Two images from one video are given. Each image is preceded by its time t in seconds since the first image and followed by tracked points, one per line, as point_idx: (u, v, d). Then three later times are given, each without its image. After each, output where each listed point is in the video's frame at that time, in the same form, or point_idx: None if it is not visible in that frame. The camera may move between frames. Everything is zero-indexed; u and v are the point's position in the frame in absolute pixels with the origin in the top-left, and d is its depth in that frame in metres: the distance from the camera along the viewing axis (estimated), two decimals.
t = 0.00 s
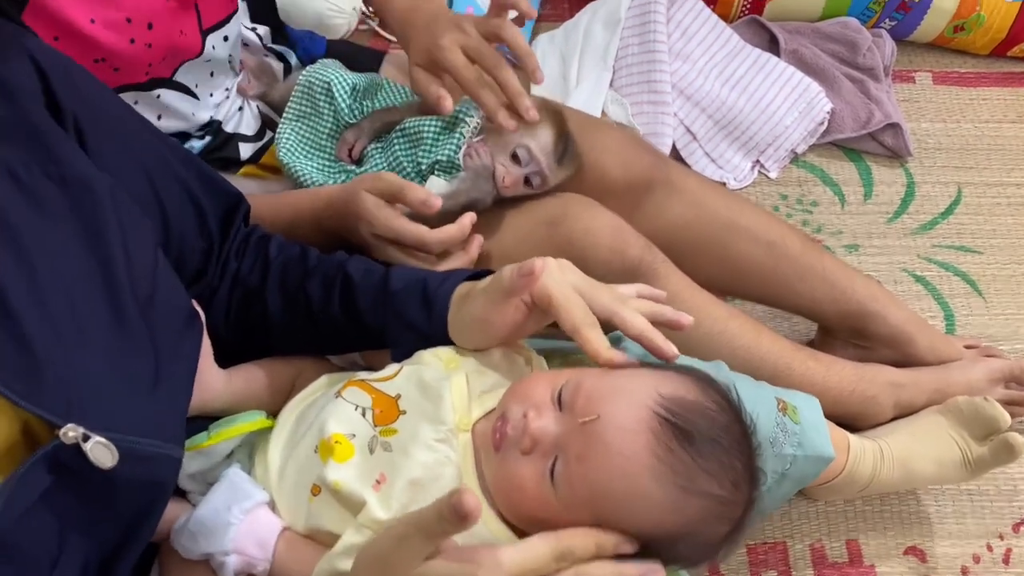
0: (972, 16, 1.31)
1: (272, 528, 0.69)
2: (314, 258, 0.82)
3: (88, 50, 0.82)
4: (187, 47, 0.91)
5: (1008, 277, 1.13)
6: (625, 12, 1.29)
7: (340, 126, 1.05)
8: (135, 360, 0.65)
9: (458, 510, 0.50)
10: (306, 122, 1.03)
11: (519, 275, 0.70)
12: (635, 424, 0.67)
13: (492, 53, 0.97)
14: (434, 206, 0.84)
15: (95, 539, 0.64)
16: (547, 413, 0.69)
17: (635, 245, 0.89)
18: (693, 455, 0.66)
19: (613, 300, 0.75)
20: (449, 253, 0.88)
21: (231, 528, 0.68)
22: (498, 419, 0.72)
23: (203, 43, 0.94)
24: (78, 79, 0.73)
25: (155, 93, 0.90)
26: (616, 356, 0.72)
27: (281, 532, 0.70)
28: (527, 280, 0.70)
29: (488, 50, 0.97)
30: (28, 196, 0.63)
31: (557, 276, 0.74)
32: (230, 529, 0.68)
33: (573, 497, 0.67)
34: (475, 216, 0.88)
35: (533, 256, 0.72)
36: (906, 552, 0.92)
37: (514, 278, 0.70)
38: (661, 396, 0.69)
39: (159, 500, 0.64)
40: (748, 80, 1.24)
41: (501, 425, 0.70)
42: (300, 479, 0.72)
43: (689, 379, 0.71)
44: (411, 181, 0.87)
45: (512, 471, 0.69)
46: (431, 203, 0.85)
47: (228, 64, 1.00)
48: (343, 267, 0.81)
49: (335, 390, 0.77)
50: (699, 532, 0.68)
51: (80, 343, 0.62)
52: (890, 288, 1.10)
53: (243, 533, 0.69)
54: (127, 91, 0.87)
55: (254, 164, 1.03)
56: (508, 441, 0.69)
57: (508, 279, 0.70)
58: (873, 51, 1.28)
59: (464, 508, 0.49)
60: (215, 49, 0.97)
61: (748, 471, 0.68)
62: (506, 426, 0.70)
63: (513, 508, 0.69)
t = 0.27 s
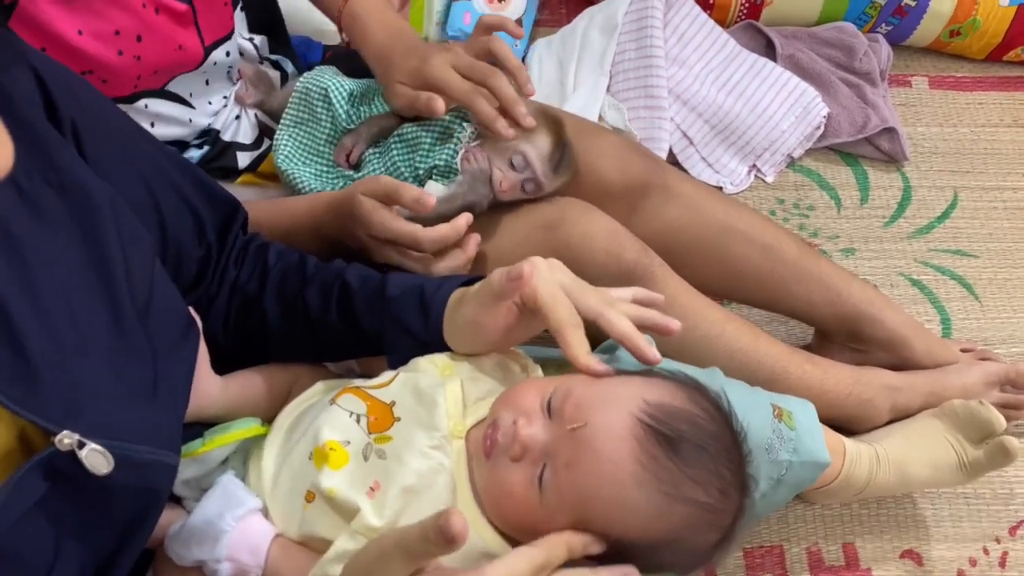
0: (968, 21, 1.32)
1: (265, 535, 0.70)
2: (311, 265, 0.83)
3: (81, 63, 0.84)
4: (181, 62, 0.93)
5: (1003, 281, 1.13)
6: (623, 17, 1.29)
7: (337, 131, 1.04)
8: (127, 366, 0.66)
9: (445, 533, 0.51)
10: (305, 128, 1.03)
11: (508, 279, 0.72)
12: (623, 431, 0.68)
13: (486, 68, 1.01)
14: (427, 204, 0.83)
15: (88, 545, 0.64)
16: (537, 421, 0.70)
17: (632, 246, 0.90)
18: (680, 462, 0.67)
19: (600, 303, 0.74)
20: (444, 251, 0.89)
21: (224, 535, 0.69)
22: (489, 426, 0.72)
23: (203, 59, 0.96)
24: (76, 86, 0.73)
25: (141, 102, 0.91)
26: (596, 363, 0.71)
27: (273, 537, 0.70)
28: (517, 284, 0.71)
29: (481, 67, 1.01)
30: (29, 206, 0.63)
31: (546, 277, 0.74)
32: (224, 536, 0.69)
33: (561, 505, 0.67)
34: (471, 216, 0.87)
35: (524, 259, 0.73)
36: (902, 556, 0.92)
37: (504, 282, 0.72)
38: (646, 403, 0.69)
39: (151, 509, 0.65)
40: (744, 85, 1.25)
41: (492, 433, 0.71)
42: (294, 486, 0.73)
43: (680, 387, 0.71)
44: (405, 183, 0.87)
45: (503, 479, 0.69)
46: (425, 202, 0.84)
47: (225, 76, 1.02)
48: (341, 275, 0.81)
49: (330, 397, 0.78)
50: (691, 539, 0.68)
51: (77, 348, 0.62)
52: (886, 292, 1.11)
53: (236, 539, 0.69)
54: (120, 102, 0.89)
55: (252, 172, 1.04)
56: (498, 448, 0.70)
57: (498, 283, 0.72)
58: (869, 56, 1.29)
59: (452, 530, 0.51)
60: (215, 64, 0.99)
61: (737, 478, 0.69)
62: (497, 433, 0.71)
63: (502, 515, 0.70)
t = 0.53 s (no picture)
0: (968, 19, 1.31)
1: (266, 532, 0.70)
2: (309, 263, 0.83)
3: (78, 59, 0.84)
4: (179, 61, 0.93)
5: (1004, 280, 1.13)
6: (622, 15, 1.29)
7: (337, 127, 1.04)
8: (132, 359, 0.65)
9: (470, 528, 0.52)
10: (305, 126, 1.03)
11: (515, 279, 0.70)
12: (632, 432, 0.67)
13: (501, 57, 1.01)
14: (430, 197, 0.83)
15: (89, 535, 0.64)
16: (542, 420, 0.70)
17: (631, 246, 0.89)
18: (687, 462, 0.67)
19: (608, 307, 0.75)
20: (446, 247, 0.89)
21: (225, 531, 0.68)
22: (493, 425, 0.72)
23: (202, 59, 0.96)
24: (74, 75, 0.73)
25: (140, 100, 0.91)
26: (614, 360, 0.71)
27: (276, 535, 0.70)
28: (524, 283, 0.70)
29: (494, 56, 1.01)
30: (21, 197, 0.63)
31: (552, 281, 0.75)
32: (225, 532, 0.68)
33: (567, 505, 0.67)
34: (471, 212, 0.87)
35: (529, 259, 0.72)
36: (903, 555, 0.92)
37: (511, 282, 0.71)
38: (656, 404, 0.69)
39: (155, 496, 0.64)
40: (745, 83, 1.25)
41: (496, 432, 0.71)
42: (295, 484, 0.73)
43: (685, 386, 0.71)
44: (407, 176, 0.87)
45: (506, 478, 0.69)
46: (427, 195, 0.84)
47: (223, 74, 1.02)
48: (339, 274, 0.81)
49: (330, 396, 0.78)
50: (693, 539, 0.68)
51: (77, 343, 0.62)
52: (887, 291, 1.11)
53: (238, 537, 0.69)
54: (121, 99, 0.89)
55: (251, 171, 1.04)
56: (502, 448, 0.70)
57: (504, 283, 0.71)
58: (869, 54, 1.29)
59: (478, 524, 0.52)
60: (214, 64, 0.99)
61: (743, 479, 0.68)
62: (500, 433, 0.70)
63: (505, 514, 0.69)
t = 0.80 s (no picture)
0: (968, 17, 1.31)
1: (265, 528, 0.70)
2: (308, 260, 0.82)
3: (79, 53, 0.83)
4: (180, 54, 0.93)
5: (1005, 277, 1.13)
6: (622, 13, 1.29)
7: (337, 119, 1.04)
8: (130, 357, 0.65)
9: (453, 524, 0.52)
10: (305, 120, 1.03)
11: (512, 274, 0.70)
12: (622, 423, 0.67)
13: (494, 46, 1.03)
14: (435, 187, 0.83)
15: (88, 532, 0.64)
16: (536, 414, 0.70)
17: (633, 236, 0.89)
18: (681, 453, 0.66)
19: (601, 297, 0.75)
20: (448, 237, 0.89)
21: (224, 527, 0.68)
22: (490, 420, 0.72)
23: (202, 52, 0.96)
24: (74, 71, 0.73)
25: (142, 94, 0.91)
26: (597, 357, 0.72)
27: (275, 531, 0.70)
28: (522, 279, 0.69)
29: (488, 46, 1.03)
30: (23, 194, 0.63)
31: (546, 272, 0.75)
32: (224, 529, 0.68)
33: (562, 498, 0.67)
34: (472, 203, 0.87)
35: (526, 253, 0.71)
36: (904, 552, 0.92)
37: (508, 278, 0.70)
38: (646, 396, 0.69)
39: (149, 495, 0.64)
40: (745, 82, 1.24)
41: (492, 427, 0.71)
42: (294, 479, 0.72)
43: (681, 377, 0.71)
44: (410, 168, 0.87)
45: (502, 472, 0.69)
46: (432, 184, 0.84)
47: (223, 70, 1.01)
48: (338, 270, 0.81)
49: (330, 392, 0.78)
50: (693, 534, 0.68)
51: (76, 341, 0.62)
52: (888, 288, 1.11)
53: (236, 533, 0.69)
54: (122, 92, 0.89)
55: (252, 167, 1.04)
56: (497, 442, 0.70)
57: (502, 278, 0.71)
58: (869, 52, 1.29)
59: (460, 521, 0.52)
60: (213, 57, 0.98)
61: (739, 469, 0.68)
62: (496, 427, 0.70)
63: (502, 508, 0.69)
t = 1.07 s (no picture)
0: (969, 14, 1.31)
1: (265, 528, 0.70)
2: (308, 260, 0.82)
3: (80, 53, 0.83)
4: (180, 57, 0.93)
5: (1007, 275, 1.13)
6: (623, 11, 1.29)
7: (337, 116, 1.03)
8: (131, 362, 0.65)
9: (456, 511, 0.52)
10: (305, 117, 1.03)
11: (510, 280, 0.71)
12: (630, 425, 0.67)
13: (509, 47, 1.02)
14: (434, 185, 0.83)
15: (88, 533, 0.64)
16: (541, 415, 0.70)
17: (634, 235, 0.89)
18: (688, 455, 0.66)
19: (605, 302, 0.75)
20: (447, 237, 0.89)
21: (224, 527, 0.68)
22: (493, 420, 0.72)
23: (203, 54, 0.96)
24: (78, 71, 0.73)
25: (141, 96, 0.91)
26: (602, 356, 0.73)
27: (273, 531, 0.70)
28: (519, 284, 0.71)
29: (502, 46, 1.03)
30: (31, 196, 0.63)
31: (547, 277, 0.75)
32: (223, 529, 0.68)
33: (569, 499, 0.67)
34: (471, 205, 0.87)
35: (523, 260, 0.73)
36: (905, 550, 0.91)
37: (507, 282, 0.71)
38: (655, 397, 0.69)
39: (149, 498, 0.64)
40: (746, 79, 1.24)
41: (496, 427, 0.71)
42: (293, 479, 0.72)
43: (685, 378, 0.71)
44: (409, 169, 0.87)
45: (507, 474, 0.69)
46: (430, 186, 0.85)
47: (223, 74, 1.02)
48: (337, 270, 0.81)
49: (330, 391, 0.78)
50: (694, 532, 0.68)
51: (79, 341, 0.62)
52: (889, 286, 1.11)
53: (236, 533, 0.69)
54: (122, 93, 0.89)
55: (251, 167, 1.04)
56: (501, 444, 0.69)
57: (499, 283, 0.72)
58: (870, 49, 1.28)
59: (464, 507, 0.52)
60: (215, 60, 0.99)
61: (744, 470, 0.68)
62: (500, 428, 0.70)
63: (507, 509, 0.69)
